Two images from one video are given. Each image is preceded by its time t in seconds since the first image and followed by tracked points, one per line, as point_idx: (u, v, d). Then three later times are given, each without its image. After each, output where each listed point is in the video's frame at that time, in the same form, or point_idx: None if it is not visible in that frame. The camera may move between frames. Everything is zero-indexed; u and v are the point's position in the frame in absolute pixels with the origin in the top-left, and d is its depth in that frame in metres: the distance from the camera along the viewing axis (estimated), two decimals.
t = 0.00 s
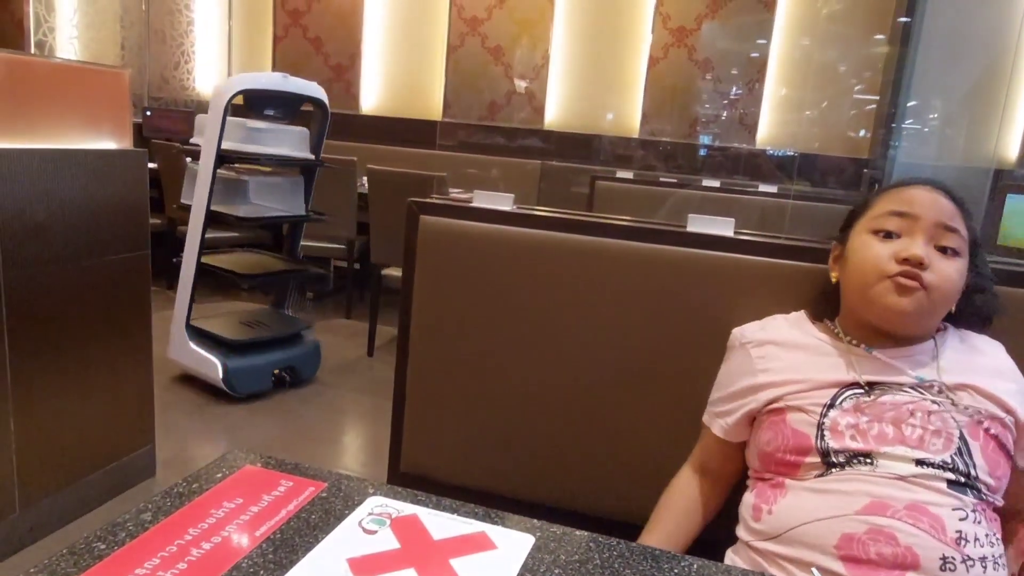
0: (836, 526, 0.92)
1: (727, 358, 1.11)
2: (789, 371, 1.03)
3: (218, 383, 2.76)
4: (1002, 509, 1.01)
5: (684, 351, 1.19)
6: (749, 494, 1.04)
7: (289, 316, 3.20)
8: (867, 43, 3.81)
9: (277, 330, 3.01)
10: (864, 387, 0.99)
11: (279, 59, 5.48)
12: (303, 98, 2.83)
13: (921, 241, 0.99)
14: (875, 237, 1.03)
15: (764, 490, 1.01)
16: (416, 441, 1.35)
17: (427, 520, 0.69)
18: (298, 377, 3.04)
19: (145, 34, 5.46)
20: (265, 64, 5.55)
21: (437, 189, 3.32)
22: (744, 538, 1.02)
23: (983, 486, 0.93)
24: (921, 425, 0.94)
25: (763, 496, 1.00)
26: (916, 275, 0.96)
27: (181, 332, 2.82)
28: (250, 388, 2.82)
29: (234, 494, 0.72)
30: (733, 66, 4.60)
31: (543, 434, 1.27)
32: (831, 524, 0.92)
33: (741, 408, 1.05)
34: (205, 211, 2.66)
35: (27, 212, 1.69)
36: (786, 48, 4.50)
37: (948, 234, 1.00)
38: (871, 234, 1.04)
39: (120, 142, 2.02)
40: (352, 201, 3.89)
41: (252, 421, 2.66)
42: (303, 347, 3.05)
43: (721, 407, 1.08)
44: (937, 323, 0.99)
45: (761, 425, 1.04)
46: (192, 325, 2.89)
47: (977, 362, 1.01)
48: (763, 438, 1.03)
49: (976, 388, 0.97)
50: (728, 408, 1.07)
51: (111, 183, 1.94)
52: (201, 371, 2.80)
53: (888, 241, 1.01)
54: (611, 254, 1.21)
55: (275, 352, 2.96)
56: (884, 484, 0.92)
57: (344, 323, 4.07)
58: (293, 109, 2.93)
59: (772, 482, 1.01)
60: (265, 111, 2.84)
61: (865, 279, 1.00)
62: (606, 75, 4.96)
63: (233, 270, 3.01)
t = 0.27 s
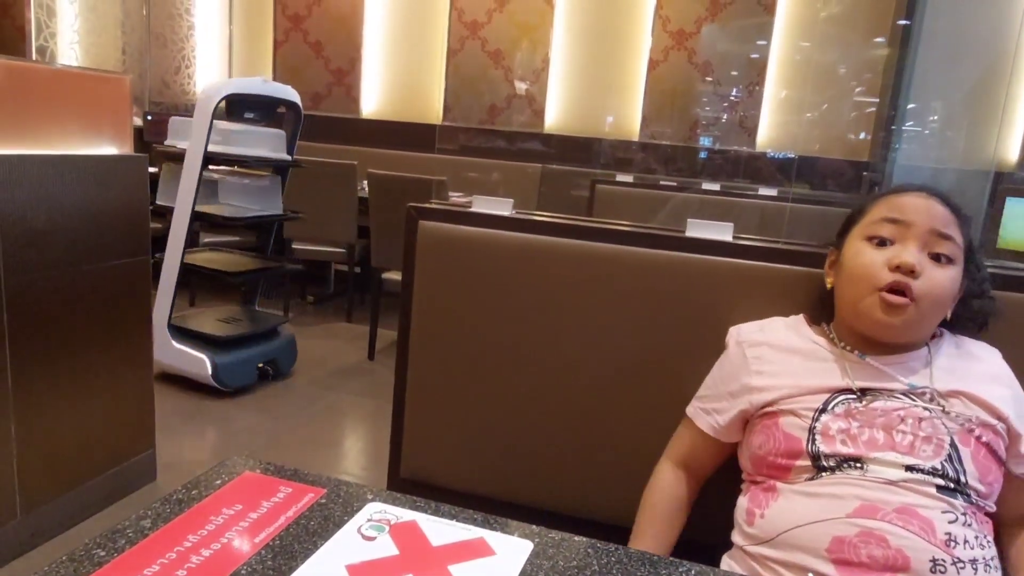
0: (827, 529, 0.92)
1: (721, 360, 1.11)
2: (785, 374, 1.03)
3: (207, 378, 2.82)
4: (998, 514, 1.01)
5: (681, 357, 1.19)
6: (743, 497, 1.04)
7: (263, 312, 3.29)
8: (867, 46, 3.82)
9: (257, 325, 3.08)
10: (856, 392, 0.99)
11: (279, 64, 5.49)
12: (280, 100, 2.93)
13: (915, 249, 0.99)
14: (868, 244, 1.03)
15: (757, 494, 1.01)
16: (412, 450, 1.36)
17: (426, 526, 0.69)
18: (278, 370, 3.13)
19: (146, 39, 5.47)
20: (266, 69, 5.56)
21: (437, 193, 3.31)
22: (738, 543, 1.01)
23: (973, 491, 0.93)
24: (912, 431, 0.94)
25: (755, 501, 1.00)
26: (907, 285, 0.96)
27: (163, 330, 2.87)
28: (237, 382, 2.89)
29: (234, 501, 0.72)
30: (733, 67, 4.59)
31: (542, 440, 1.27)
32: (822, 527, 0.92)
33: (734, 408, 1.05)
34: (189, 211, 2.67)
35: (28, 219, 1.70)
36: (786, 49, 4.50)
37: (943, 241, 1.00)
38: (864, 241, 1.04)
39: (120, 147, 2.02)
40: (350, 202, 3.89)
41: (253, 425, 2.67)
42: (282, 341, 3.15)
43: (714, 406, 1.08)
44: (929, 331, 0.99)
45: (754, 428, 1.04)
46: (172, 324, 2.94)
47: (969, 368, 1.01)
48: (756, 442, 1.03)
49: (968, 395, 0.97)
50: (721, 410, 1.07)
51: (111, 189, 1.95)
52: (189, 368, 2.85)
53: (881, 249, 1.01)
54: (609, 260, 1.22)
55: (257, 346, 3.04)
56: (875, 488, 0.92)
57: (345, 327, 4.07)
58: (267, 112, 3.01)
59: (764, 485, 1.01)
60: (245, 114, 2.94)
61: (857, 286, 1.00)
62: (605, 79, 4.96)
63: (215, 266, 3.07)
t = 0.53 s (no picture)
0: (832, 529, 0.92)
1: (727, 359, 1.11)
2: (791, 375, 1.03)
3: (190, 373, 2.89)
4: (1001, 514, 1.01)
5: (682, 357, 1.19)
6: (747, 497, 1.04)
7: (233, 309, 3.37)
8: (866, 46, 3.83)
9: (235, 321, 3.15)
10: (863, 393, 0.99)
11: (279, 64, 5.49)
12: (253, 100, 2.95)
13: (911, 249, 1.00)
14: (864, 247, 1.03)
15: (762, 494, 1.01)
16: (413, 452, 1.36)
17: (427, 526, 0.69)
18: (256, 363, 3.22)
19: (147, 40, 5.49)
20: (266, 70, 5.57)
21: (438, 193, 3.32)
22: (742, 542, 1.01)
23: (979, 491, 0.93)
24: (918, 433, 0.94)
25: (761, 500, 1.00)
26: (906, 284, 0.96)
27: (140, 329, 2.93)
28: (220, 374, 2.97)
29: (234, 501, 0.72)
30: (733, 67, 4.59)
31: (544, 441, 1.27)
32: (827, 526, 0.92)
33: (740, 408, 1.05)
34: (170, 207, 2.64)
35: (29, 221, 1.70)
36: (786, 49, 4.50)
37: (939, 240, 1.00)
38: (861, 243, 1.04)
39: (120, 147, 2.02)
40: (351, 203, 3.90)
41: (255, 426, 2.67)
42: (256, 334, 3.24)
43: (720, 406, 1.08)
44: (933, 330, 0.99)
45: (760, 428, 1.04)
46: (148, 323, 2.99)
47: (975, 368, 1.01)
48: (761, 442, 1.03)
49: (975, 396, 0.97)
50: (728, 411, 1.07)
51: (110, 191, 1.94)
52: (171, 364, 2.91)
53: (877, 251, 1.01)
54: (611, 261, 1.22)
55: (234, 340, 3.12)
56: (880, 488, 0.92)
57: (346, 327, 4.07)
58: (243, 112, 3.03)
59: (769, 485, 1.01)
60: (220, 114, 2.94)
61: (856, 288, 1.00)
62: (606, 80, 4.96)
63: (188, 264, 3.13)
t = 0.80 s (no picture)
0: (832, 528, 0.92)
1: (728, 357, 1.11)
2: (792, 374, 1.03)
3: (165, 368, 2.93)
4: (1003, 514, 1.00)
5: (683, 357, 1.19)
6: (748, 497, 1.04)
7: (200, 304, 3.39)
8: (866, 45, 3.84)
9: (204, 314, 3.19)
10: (864, 393, 0.98)
11: (280, 65, 5.51)
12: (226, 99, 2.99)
13: (911, 248, 1.00)
14: (865, 247, 1.03)
15: (762, 493, 1.01)
16: (414, 453, 1.36)
17: (429, 526, 0.69)
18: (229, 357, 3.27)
19: (147, 40, 5.48)
20: (266, 71, 5.58)
21: (438, 193, 3.32)
22: (742, 542, 1.01)
23: (980, 492, 0.93)
24: (919, 433, 0.94)
25: (761, 500, 1.00)
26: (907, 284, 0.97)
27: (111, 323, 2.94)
28: (194, 369, 3.02)
29: (235, 501, 0.72)
30: (734, 68, 4.61)
31: (545, 441, 1.27)
32: (827, 526, 0.92)
33: (741, 407, 1.05)
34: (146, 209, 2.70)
35: (30, 220, 1.70)
36: (786, 50, 4.52)
37: (939, 236, 1.00)
38: (860, 244, 1.04)
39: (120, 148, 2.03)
40: (351, 204, 3.90)
41: (256, 426, 2.67)
42: (229, 329, 3.28)
43: (720, 405, 1.07)
44: (936, 328, 0.99)
45: (761, 427, 1.04)
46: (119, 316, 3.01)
47: (977, 367, 1.01)
48: (762, 441, 1.03)
49: (977, 396, 0.97)
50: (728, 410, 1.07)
51: (111, 191, 1.94)
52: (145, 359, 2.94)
53: (877, 251, 1.01)
54: (612, 261, 1.21)
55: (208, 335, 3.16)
56: (880, 488, 0.92)
57: (347, 328, 4.08)
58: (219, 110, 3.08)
59: (770, 484, 1.01)
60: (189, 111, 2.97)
61: (858, 289, 1.01)
62: (606, 80, 4.97)
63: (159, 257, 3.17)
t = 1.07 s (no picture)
0: (835, 527, 0.92)
1: (731, 357, 1.11)
2: (796, 374, 1.03)
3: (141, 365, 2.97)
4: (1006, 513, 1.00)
5: (686, 356, 1.19)
6: (750, 497, 1.04)
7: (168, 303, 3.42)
8: (868, 45, 3.83)
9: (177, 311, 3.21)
10: (868, 393, 0.99)
11: (280, 66, 5.52)
12: (197, 99, 3.55)
13: (912, 247, 1.00)
14: (866, 248, 1.03)
15: (765, 493, 1.01)
16: (417, 453, 1.36)
17: (433, 525, 0.69)
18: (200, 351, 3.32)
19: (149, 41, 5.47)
20: (267, 71, 5.59)
21: (439, 194, 3.33)
22: (745, 542, 1.01)
23: (983, 492, 0.93)
24: (923, 432, 0.94)
25: (763, 501, 1.00)
26: (909, 283, 0.97)
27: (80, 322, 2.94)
28: (169, 365, 3.07)
29: (239, 500, 0.72)
30: (735, 68, 4.60)
31: (548, 441, 1.27)
32: (830, 524, 0.92)
33: (744, 406, 1.05)
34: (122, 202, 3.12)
35: (33, 220, 1.70)
36: (787, 50, 4.52)
37: (940, 236, 1.00)
38: (862, 245, 1.04)
39: (121, 149, 2.03)
40: (352, 204, 3.90)
41: (257, 426, 2.67)
42: (200, 324, 3.33)
43: (723, 405, 1.07)
44: (939, 328, 0.99)
45: (764, 427, 1.04)
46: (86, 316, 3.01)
47: (981, 368, 1.01)
48: (766, 440, 1.03)
49: (981, 397, 0.97)
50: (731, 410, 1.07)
51: (112, 191, 1.95)
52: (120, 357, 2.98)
53: (878, 252, 1.01)
54: (614, 260, 1.22)
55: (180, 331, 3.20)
56: (883, 486, 0.92)
57: (347, 328, 4.08)
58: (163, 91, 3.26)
59: (773, 484, 1.02)
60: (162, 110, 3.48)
61: (861, 291, 1.01)
62: (606, 81, 4.97)
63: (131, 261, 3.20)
